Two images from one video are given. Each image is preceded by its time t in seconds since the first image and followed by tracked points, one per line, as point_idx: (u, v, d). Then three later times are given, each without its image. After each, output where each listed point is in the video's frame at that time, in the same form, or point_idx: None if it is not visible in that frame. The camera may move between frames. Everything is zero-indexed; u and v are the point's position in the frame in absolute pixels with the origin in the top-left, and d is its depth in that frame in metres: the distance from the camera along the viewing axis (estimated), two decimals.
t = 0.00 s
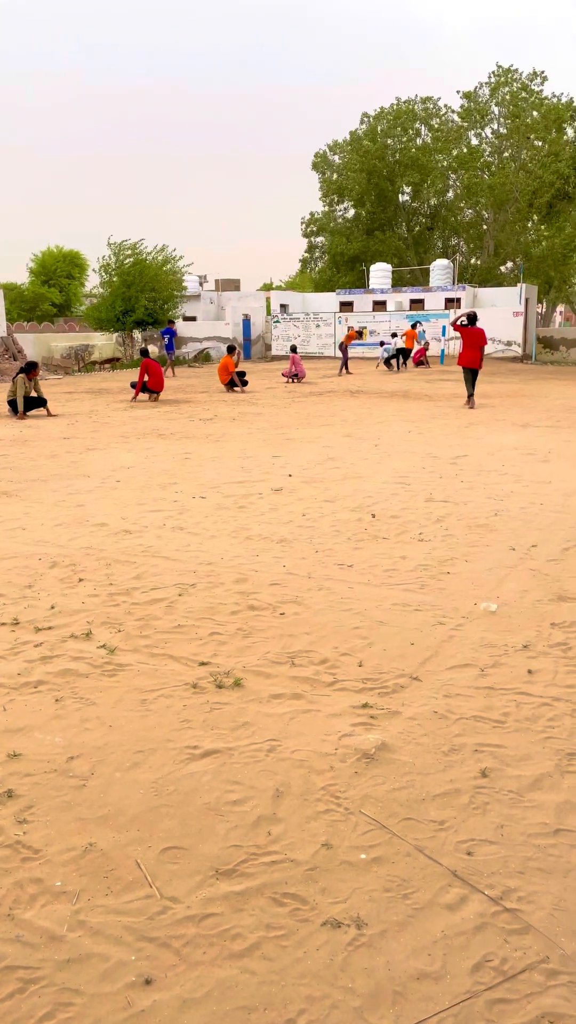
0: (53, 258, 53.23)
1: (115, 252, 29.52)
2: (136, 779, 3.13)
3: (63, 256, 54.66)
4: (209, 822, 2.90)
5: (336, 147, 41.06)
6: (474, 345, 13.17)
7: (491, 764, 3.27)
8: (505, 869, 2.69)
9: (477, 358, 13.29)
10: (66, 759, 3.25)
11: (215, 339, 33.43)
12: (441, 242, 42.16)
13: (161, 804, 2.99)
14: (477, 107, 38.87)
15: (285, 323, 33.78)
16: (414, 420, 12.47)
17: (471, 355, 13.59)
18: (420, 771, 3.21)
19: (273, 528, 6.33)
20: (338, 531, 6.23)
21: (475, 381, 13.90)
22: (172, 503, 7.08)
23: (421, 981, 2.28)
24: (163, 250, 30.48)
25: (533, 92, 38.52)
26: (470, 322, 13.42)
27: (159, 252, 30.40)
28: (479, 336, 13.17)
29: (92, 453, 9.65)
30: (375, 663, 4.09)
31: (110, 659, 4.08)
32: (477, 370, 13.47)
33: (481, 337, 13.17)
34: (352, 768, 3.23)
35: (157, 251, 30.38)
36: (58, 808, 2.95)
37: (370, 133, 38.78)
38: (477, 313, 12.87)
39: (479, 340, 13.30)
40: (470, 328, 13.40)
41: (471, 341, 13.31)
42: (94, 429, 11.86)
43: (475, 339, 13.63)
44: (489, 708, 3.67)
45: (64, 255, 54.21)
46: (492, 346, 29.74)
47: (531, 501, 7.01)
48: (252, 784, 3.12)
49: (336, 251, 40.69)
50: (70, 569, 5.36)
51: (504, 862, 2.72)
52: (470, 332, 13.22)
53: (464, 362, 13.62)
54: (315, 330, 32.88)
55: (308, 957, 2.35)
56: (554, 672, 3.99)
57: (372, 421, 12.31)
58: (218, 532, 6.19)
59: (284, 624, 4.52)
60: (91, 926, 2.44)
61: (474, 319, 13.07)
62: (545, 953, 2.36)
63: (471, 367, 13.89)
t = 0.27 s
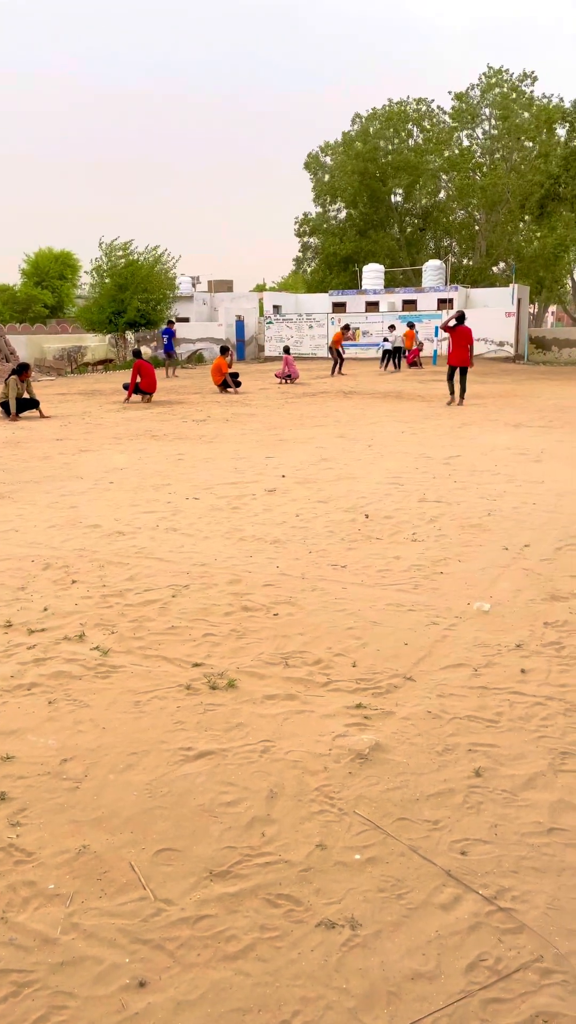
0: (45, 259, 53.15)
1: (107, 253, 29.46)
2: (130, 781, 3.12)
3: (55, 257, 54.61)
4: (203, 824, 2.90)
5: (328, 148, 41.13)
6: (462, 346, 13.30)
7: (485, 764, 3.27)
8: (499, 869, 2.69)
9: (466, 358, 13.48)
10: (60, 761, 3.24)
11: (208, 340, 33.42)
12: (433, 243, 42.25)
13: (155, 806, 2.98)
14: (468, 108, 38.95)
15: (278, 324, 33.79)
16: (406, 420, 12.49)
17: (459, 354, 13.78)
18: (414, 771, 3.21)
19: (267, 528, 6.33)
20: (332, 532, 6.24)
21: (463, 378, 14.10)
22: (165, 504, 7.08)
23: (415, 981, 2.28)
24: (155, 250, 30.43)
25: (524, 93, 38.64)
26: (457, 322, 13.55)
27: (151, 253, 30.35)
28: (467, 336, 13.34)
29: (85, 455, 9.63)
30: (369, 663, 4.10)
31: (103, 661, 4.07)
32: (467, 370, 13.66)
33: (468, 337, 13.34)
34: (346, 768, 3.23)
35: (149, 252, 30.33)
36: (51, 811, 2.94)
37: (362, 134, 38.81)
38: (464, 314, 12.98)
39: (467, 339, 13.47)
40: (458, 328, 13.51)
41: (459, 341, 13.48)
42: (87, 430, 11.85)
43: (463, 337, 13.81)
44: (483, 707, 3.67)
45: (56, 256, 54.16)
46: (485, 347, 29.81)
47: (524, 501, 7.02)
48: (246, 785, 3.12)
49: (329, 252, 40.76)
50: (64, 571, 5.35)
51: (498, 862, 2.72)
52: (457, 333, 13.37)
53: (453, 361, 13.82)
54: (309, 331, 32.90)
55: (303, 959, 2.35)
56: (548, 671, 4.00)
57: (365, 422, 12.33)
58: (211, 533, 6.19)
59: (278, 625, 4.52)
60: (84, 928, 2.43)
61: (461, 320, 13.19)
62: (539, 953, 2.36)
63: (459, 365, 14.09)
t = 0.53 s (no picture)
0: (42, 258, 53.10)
1: (103, 253, 29.43)
2: (129, 781, 3.12)
3: (52, 257, 54.61)
4: (202, 824, 2.90)
5: (324, 148, 41.16)
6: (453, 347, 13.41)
7: (483, 762, 3.28)
8: (498, 867, 2.70)
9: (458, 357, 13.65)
10: (58, 761, 3.25)
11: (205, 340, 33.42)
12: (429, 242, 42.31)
13: (154, 806, 2.98)
14: (464, 108, 38.98)
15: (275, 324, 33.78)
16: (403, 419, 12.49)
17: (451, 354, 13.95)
18: (413, 770, 3.21)
19: (265, 528, 6.33)
20: (330, 531, 6.24)
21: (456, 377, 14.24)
22: (163, 504, 7.08)
23: (413, 979, 2.28)
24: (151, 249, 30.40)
25: (520, 93, 38.69)
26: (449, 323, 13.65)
27: (147, 252, 30.32)
28: (458, 336, 13.47)
29: (83, 455, 9.63)
30: (367, 663, 4.10)
31: (101, 661, 4.07)
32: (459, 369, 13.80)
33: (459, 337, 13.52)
34: (345, 768, 3.23)
35: (146, 251, 30.29)
36: (50, 811, 2.94)
37: (358, 134, 38.81)
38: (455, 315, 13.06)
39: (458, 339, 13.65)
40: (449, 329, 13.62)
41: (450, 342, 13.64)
42: (84, 430, 11.85)
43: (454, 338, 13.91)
44: (481, 706, 3.68)
45: (52, 256, 54.15)
46: (481, 346, 29.82)
47: (521, 500, 7.02)
48: (245, 785, 3.12)
49: (326, 252, 40.79)
50: (62, 571, 5.35)
51: (497, 860, 2.73)
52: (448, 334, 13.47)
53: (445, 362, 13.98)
54: (306, 330, 32.91)
55: (302, 958, 2.35)
56: (545, 670, 4.01)
57: (362, 422, 12.36)
58: (209, 533, 6.19)
59: (276, 625, 4.52)
60: (84, 928, 2.43)
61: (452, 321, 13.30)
62: (538, 951, 2.37)
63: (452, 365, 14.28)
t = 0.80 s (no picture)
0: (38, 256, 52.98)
1: (99, 251, 29.38)
2: (127, 779, 3.13)
3: (49, 255, 54.53)
4: (200, 822, 2.90)
5: (321, 146, 41.13)
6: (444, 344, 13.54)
7: (481, 760, 3.28)
8: (496, 864, 2.71)
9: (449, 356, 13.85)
10: (57, 760, 3.25)
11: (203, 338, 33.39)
12: (427, 240, 42.27)
13: (152, 804, 2.99)
14: (461, 106, 38.95)
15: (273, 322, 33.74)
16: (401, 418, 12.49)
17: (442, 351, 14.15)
18: (411, 768, 3.22)
19: (262, 526, 6.33)
20: (328, 529, 6.24)
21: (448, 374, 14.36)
22: (161, 503, 7.08)
23: (412, 976, 2.29)
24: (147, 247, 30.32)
25: (516, 90, 38.67)
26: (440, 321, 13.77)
27: (144, 250, 30.27)
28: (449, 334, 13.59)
29: (81, 453, 9.62)
30: (365, 661, 4.11)
31: (100, 660, 4.07)
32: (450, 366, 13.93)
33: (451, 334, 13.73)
34: (343, 765, 3.24)
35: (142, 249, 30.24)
36: (48, 810, 2.94)
37: (355, 132, 38.77)
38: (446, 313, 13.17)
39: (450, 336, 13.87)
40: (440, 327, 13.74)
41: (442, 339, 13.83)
42: (82, 429, 11.84)
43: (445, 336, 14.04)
44: (479, 704, 3.68)
45: (49, 254, 54.04)
46: (479, 344, 29.83)
47: (519, 498, 7.02)
48: (244, 783, 3.12)
49: (323, 250, 40.79)
50: (60, 569, 5.35)
51: (495, 857, 2.74)
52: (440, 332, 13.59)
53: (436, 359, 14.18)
54: (303, 328, 32.89)
55: (301, 955, 2.36)
56: (543, 667, 4.01)
57: (360, 419, 12.36)
58: (207, 531, 6.19)
59: (274, 623, 4.52)
60: (83, 926, 2.43)
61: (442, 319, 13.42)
62: (536, 947, 2.38)
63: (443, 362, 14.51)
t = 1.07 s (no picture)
0: (37, 254, 52.94)
1: (96, 249, 29.32)
2: (126, 778, 3.12)
3: (48, 253, 54.48)
4: (199, 820, 2.90)
5: (319, 144, 41.06)
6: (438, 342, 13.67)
7: (480, 757, 3.28)
8: (494, 861, 2.71)
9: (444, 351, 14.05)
10: (55, 758, 3.24)
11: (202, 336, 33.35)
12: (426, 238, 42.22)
13: (151, 802, 2.99)
14: (460, 103, 38.89)
15: (272, 320, 33.70)
16: (399, 416, 12.49)
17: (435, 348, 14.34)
18: (409, 765, 3.22)
19: (261, 524, 6.33)
20: (327, 527, 6.24)
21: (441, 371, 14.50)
22: (159, 501, 7.06)
23: (411, 973, 2.29)
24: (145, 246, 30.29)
25: (515, 88, 38.62)
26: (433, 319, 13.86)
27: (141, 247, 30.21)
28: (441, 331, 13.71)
29: (79, 452, 9.60)
30: (364, 658, 4.10)
31: (98, 658, 4.07)
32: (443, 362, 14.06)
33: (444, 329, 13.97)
34: (342, 763, 3.24)
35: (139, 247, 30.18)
36: (47, 808, 2.94)
37: (353, 130, 38.71)
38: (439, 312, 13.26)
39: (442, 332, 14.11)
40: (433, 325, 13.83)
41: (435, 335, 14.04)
42: (80, 427, 11.83)
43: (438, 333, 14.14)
44: (477, 701, 3.68)
45: (47, 252, 53.96)
46: (477, 342, 29.80)
47: (517, 496, 7.02)
48: (242, 781, 3.12)
49: (322, 248, 40.76)
50: (58, 568, 5.34)
51: (494, 854, 2.74)
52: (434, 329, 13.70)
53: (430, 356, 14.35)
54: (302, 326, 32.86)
55: (299, 952, 2.36)
56: (542, 665, 4.01)
57: (359, 417, 12.36)
58: (206, 529, 6.18)
59: (272, 621, 4.52)
60: (81, 924, 2.43)
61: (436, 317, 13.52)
62: (535, 944, 2.38)
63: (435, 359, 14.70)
